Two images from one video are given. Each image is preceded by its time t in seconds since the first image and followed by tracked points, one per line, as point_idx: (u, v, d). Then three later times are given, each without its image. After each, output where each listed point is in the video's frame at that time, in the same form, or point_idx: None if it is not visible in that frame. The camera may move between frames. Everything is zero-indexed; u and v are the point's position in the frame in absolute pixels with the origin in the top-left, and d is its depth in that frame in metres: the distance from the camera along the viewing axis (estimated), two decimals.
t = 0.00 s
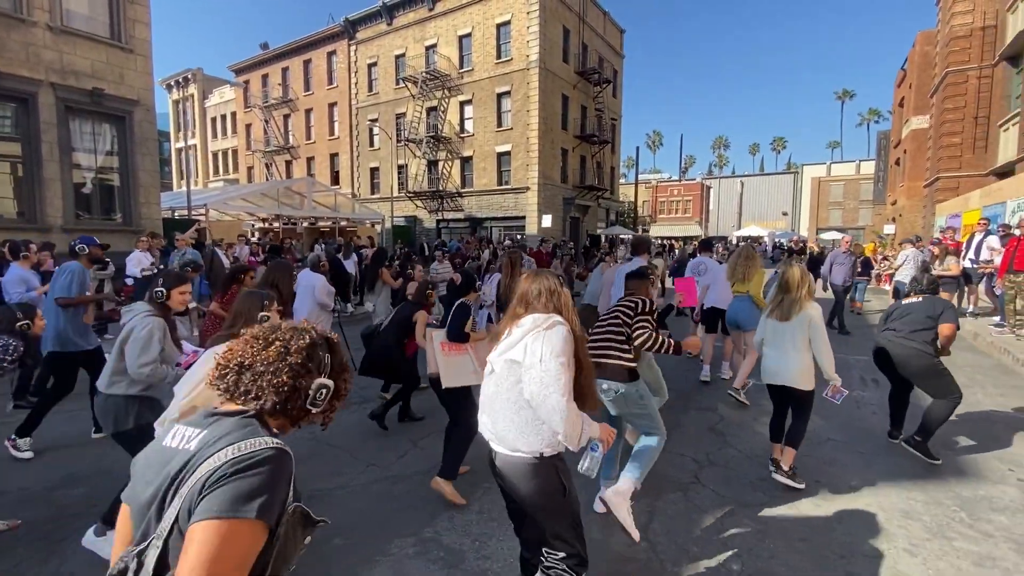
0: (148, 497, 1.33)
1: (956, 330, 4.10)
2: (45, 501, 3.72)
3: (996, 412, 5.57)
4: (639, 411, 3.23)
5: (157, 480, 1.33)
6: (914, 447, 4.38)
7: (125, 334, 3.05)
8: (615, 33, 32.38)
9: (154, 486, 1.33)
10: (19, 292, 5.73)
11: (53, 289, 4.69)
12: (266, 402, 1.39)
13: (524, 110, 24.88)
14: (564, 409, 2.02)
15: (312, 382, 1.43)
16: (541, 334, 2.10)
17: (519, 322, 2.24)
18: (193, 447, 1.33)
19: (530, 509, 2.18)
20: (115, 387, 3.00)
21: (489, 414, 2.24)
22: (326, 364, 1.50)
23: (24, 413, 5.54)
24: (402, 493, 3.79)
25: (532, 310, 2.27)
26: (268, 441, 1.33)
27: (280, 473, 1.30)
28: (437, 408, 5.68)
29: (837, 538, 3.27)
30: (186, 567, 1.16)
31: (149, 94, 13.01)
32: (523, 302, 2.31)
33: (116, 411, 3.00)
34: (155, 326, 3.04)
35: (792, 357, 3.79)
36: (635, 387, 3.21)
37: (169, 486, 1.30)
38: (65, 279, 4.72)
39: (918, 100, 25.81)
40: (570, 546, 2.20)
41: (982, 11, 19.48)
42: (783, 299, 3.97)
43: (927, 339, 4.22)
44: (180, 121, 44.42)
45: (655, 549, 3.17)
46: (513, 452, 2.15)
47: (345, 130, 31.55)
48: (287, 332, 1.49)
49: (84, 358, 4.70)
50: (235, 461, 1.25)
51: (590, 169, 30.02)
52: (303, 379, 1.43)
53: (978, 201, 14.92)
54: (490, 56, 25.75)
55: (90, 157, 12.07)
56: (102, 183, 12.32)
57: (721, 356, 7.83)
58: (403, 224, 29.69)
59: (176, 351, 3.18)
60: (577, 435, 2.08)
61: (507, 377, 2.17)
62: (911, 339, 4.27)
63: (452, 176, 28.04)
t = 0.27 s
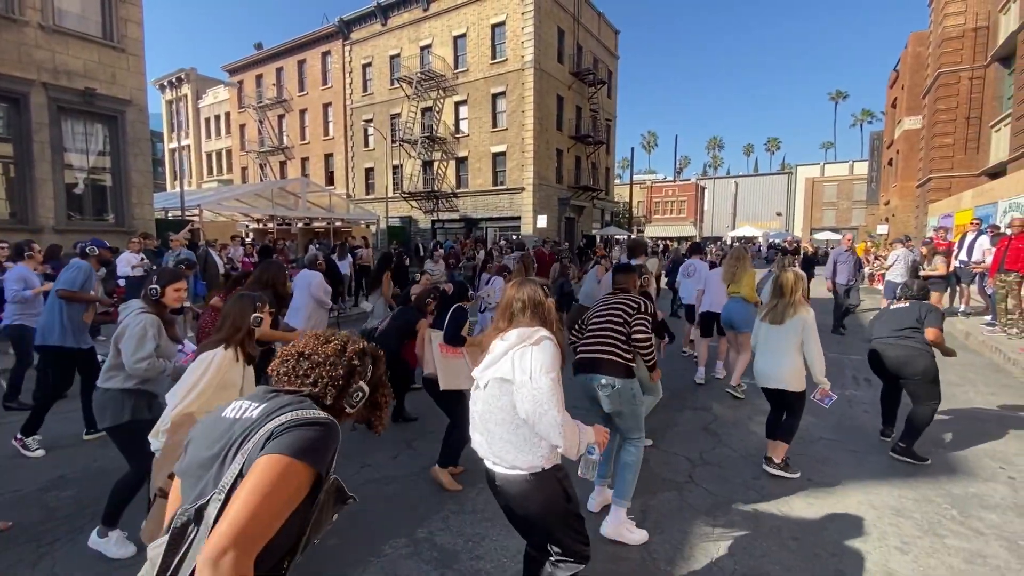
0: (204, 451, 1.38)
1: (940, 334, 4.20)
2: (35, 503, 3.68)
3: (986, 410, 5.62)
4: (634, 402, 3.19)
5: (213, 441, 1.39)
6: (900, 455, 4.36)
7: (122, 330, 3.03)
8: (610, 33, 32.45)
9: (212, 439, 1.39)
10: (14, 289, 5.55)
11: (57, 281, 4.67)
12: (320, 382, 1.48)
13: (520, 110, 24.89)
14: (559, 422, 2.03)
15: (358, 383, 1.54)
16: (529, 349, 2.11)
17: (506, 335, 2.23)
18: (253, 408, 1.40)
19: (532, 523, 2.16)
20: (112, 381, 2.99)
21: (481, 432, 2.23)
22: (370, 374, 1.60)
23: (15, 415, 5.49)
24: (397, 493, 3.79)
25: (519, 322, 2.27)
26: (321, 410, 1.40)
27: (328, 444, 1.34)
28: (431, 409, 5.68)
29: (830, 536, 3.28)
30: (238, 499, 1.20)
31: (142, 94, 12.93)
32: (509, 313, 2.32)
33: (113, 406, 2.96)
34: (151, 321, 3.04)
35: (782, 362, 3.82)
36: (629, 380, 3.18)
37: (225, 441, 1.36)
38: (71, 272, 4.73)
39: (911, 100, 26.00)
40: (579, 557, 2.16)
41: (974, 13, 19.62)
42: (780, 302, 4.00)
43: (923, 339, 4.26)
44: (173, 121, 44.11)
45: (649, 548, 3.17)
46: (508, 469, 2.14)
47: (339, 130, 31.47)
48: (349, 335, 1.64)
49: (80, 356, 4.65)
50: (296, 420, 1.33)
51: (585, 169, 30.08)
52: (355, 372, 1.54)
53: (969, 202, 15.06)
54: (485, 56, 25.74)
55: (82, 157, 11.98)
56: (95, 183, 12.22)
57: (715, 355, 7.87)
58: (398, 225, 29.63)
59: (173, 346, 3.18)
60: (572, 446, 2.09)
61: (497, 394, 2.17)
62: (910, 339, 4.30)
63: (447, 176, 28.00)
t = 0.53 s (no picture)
0: (206, 467, 1.35)
1: (939, 321, 4.17)
2: (35, 502, 3.68)
3: (984, 409, 5.64)
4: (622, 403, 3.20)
5: (220, 447, 1.36)
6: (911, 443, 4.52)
7: (109, 329, 3.02)
8: (608, 34, 32.49)
9: (212, 455, 1.36)
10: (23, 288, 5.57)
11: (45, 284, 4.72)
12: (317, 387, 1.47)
13: (518, 110, 24.91)
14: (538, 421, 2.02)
15: (358, 381, 1.54)
16: (518, 345, 2.09)
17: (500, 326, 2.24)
18: (250, 418, 1.38)
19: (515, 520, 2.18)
20: (105, 383, 2.99)
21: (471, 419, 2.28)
22: (374, 370, 1.60)
23: (12, 415, 5.47)
24: (397, 492, 3.80)
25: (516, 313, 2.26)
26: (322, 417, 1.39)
27: (329, 451, 1.33)
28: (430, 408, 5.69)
29: (829, 535, 3.29)
30: (259, 532, 1.19)
31: (140, 94, 12.91)
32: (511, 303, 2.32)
33: (107, 408, 2.97)
34: (139, 319, 3.01)
35: (785, 358, 3.85)
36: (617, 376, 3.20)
37: (224, 455, 1.33)
38: (59, 274, 4.79)
39: (908, 100, 26.07)
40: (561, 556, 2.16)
41: (971, 13, 19.67)
42: (783, 295, 3.97)
43: (913, 326, 4.28)
44: (171, 121, 44.00)
45: (648, 546, 3.19)
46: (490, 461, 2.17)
47: (338, 131, 31.45)
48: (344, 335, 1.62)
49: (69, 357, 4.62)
50: (292, 431, 1.30)
51: (584, 169, 30.10)
52: (354, 374, 1.54)
53: (967, 201, 15.09)
54: (484, 57, 25.75)
55: (81, 157, 11.96)
56: (93, 184, 12.20)
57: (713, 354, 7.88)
58: (396, 225, 29.62)
59: (164, 344, 3.16)
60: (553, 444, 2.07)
61: (486, 387, 2.18)
62: (902, 326, 4.34)
63: (445, 176, 28.00)
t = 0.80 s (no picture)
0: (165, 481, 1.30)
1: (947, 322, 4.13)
2: (39, 502, 3.68)
3: (989, 409, 5.61)
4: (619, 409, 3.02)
5: (173, 460, 1.31)
6: (910, 457, 4.29)
7: (81, 335, 2.98)
8: (610, 33, 32.45)
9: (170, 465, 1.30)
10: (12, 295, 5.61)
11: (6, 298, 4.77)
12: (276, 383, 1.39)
13: (520, 110, 24.90)
14: (512, 476, 1.84)
15: (321, 360, 1.45)
16: (494, 389, 1.89)
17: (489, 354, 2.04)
18: (205, 425, 1.31)
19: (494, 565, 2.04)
20: (96, 397, 2.90)
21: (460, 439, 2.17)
22: (334, 345, 1.52)
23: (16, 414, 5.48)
24: (401, 491, 3.80)
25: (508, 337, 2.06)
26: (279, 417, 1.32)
27: (288, 448, 1.26)
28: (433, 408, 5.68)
29: (834, 534, 3.28)
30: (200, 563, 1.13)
31: (143, 94, 12.94)
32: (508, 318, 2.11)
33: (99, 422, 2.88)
34: (115, 324, 2.92)
35: (801, 363, 3.80)
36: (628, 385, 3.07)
37: (180, 466, 1.28)
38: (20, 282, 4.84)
39: (912, 99, 26.00)
40: None
41: (975, 11, 19.58)
42: (793, 298, 3.94)
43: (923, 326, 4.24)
44: (174, 121, 44.08)
45: (653, 546, 3.17)
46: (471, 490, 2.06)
47: (340, 131, 31.47)
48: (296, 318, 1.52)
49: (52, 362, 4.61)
50: (247, 437, 1.24)
51: (586, 168, 30.08)
52: (313, 358, 1.44)
53: (971, 200, 15.04)
54: (486, 56, 25.75)
55: (84, 157, 11.99)
56: (96, 184, 12.23)
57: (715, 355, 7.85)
58: (399, 225, 29.65)
59: (143, 345, 3.07)
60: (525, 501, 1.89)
61: (468, 426, 2.03)
62: (911, 326, 4.29)
63: (447, 176, 28.00)
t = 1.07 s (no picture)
0: None
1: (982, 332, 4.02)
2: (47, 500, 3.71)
3: (997, 409, 5.57)
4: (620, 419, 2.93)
5: None
6: (915, 460, 4.24)
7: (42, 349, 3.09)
8: (615, 31, 32.38)
9: None
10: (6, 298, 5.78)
11: None
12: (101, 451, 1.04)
13: (525, 109, 24.89)
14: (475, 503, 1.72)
15: (156, 398, 1.11)
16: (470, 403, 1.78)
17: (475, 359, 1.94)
18: (27, 523, 0.97)
19: None
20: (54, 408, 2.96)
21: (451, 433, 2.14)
22: (173, 369, 1.15)
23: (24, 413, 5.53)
24: (406, 490, 3.80)
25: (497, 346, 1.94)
26: (146, 514, 0.97)
27: (156, 551, 0.95)
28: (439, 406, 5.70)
29: (840, 535, 3.26)
30: None
31: (150, 94, 13.03)
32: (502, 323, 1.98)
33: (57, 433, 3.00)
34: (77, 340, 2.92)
35: (817, 368, 3.75)
36: (628, 396, 2.92)
37: None
38: None
39: (919, 97, 25.82)
40: None
41: (983, 9, 19.43)
42: (806, 299, 3.92)
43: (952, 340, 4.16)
44: (180, 121, 44.32)
45: (659, 545, 3.17)
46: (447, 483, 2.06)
47: (345, 130, 31.56)
48: (103, 343, 1.12)
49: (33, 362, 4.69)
50: (81, 564, 0.88)
51: (591, 167, 30.04)
52: (139, 404, 1.09)
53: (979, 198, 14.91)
54: (490, 55, 25.75)
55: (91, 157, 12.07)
56: (104, 184, 12.32)
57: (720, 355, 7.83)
58: (403, 224, 29.74)
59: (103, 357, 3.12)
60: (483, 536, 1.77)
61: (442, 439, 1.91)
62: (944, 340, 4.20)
63: (452, 175, 28.03)
